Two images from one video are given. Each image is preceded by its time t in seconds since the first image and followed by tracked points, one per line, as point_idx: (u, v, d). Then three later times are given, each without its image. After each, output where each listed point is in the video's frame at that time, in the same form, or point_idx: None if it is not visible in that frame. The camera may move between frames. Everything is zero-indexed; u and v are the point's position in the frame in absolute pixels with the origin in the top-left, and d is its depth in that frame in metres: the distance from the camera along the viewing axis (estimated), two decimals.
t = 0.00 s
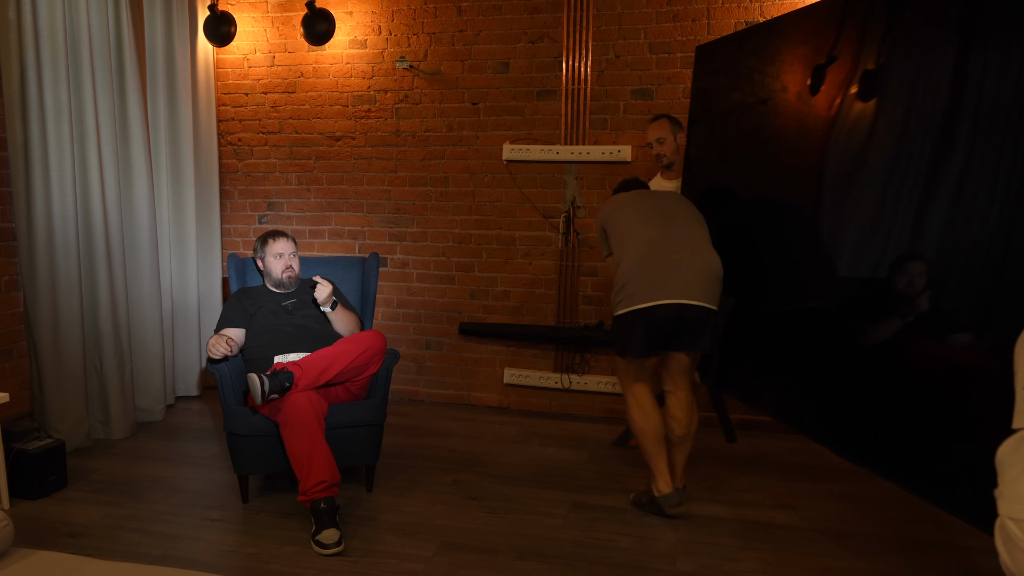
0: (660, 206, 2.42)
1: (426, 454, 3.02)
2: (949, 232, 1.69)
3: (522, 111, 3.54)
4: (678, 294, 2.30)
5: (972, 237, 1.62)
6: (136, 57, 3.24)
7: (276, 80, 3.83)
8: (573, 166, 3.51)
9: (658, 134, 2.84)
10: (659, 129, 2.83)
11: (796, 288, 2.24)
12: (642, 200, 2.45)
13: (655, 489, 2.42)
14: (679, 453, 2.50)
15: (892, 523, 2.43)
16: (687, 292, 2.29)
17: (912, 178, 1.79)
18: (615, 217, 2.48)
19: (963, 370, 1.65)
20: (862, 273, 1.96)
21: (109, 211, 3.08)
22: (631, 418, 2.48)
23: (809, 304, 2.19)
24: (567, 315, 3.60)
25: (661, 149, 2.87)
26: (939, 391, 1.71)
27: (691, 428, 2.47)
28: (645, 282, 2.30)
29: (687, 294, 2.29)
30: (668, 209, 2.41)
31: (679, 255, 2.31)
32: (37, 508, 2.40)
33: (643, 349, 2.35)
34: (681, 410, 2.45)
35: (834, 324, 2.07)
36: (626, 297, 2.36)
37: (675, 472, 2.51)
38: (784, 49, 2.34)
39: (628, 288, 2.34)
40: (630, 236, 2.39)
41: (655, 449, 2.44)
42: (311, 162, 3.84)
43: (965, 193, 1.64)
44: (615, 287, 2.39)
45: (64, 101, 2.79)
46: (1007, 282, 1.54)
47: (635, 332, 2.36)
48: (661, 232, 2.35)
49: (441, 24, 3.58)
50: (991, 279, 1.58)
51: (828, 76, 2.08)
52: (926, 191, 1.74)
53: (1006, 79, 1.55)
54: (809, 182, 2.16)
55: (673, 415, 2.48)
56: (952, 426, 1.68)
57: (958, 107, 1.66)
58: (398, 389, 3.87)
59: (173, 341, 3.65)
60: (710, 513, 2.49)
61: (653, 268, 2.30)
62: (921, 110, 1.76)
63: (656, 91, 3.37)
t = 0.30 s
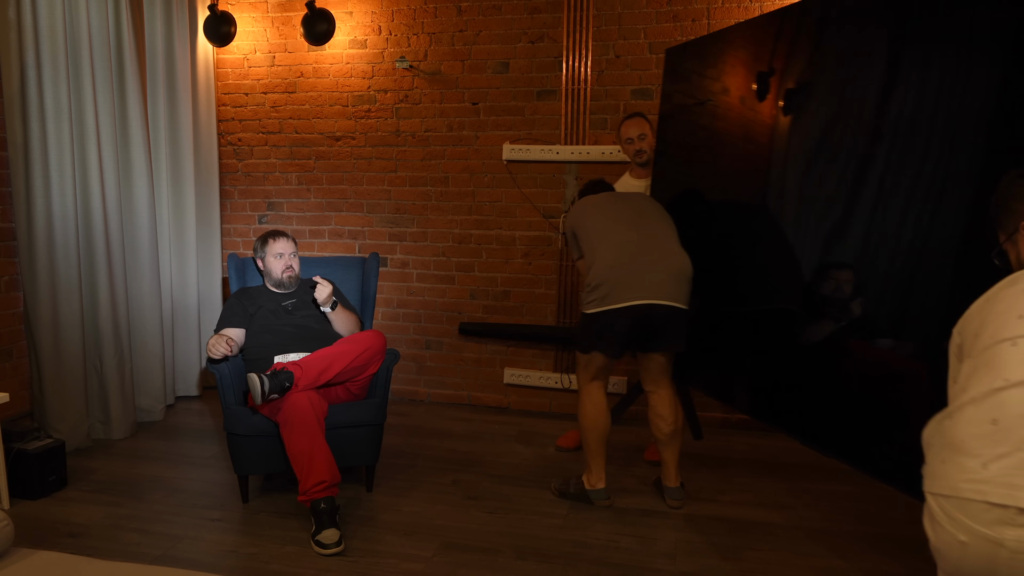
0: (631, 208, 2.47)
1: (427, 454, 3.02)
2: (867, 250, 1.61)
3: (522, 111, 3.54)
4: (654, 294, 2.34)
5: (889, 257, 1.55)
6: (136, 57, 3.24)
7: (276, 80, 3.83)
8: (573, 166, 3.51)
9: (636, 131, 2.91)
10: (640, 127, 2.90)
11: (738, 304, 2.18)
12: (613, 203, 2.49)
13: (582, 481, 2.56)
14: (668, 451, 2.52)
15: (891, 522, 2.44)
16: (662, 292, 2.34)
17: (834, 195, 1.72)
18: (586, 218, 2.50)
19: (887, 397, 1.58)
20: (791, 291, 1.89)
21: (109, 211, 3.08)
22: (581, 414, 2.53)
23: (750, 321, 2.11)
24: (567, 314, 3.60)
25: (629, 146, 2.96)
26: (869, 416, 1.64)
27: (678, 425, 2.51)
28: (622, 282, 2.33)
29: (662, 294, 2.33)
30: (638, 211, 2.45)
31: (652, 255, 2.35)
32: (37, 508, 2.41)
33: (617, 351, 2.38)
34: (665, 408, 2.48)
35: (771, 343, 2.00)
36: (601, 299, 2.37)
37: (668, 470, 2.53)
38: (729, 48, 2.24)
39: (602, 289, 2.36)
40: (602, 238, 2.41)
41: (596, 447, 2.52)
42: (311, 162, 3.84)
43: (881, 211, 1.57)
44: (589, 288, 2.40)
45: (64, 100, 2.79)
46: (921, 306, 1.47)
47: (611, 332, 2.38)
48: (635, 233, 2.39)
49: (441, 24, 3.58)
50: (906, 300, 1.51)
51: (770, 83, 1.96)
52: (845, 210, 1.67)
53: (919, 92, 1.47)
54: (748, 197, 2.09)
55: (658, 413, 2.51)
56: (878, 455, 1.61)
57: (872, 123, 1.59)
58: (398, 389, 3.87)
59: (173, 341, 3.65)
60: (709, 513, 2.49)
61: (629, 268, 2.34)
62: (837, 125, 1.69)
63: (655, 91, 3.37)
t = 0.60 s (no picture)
0: (597, 205, 2.52)
1: (427, 454, 3.02)
2: (801, 224, 1.91)
3: (522, 111, 3.54)
4: (617, 290, 2.40)
5: (815, 230, 1.86)
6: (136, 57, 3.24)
7: (276, 80, 3.83)
8: (573, 167, 3.50)
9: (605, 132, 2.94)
10: (609, 127, 2.93)
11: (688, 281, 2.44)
12: (579, 201, 2.54)
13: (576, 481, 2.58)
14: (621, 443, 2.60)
15: (891, 522, 2.43)
16: (624, 288, 2.40)
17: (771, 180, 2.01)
18: (554, 216, 2.55)
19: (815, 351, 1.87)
20: (745, 268, 2.13)
21: (109, 211, 3.08)
22: (567, 417, 2.55)
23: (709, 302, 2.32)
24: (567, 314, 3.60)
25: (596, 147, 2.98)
26: (823, 372, 1.84)
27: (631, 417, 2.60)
28: (585, 279, 2.39)
29: (624, 291, 2.39)
30: (604, 210, 2.51)
31: (615, 253, 2.41)
32: (37, 508, 2.40)
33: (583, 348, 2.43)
34: (621, 401, 2.57)
35: (728, 318, 2.22)
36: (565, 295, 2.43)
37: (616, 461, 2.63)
38: (667, 51, 2.62)
39: (567, 287, 2.42)
40: (567, 237, 2.47)
41: (586, 448, 2.52)
42: (311, 162, 3.84)
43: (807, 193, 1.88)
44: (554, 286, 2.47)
45: (64, 100, 2.79)
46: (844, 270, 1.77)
47: (577, 328, 2.43)
48: (599, 231, 2.45)
49: (441, 24, 3.58)
50: (837, 262, 1.79)
51: (710, 83, 2.29)
52: (780, 194, 1.98)
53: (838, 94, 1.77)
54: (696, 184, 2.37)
55: (612, 407, 2.60)
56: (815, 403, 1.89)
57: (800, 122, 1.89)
58: (398, 389, 3.87)
59: (173, 341, 3.65)
60: (709, 513, 2.49)
61: (593, 266, 2.40)
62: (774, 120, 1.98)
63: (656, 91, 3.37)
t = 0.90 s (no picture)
0: (582, 205, 2.59)
1: (427, 454, 3.02)
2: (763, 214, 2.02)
3: (522, 111, 3.54)
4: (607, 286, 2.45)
5: (769, 221, 2.00)
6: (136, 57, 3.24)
7: (276, 80, 3.83)
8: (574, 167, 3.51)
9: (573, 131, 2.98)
10: (575, 128, 2.98)
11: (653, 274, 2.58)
12: (564, 200, 2.61)
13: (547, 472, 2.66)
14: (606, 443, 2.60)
15: (890, 523, 2.44)
16: (614, 284, 2.45)
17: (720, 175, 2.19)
18: (538, 217, 2.61)
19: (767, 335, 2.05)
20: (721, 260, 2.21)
21: (109, 210, 3.08)
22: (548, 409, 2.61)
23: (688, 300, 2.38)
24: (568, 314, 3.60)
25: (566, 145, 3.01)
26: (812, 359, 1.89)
27: (618, 416, 2.60)
28: (575, 277, 2.45)
29: (613, 287, 2.44)
30: (589, 210, 2.58)
31: (602, 250, 2.47)
32: (37, 508, 2.40)
33: (569, 344, 2.51)
34: (606, 401, 2.57)
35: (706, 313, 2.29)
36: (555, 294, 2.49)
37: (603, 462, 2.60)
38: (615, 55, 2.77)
39: (556, 284, 2.48)
40: (555, 235, 2.53)
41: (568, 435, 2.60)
42: (311, 162, 3.84)
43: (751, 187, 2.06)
44: (543, 283, 2.53)
45: (64, 101, 2.79)
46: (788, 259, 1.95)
47: (566, 324, 2.50)
48: (585, 229, 2.51)
49: (441, 24, 3.58)
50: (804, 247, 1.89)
51: (661, 81, 2.43)
52: (745, 184, 2.08)
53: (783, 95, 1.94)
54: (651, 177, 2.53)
55: (599, 407, 2.59)
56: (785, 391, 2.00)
57: (751, 116, 2.04)
58: (399, 389, 3.87)
59: (173, 341, 3.65)
60: (708, 513, 2.49)
61: (581, 264, 2.45)
62: (731, 110, 2.12)
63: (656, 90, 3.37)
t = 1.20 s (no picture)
0: (550, 205, 2.61)
1: (427, 454, 3.02)
2: (728, 202, 2.15)
3: (522, 111, 3.54)
4: (577, 285, 2.48)
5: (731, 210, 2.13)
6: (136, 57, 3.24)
7: (276, 80, 3.83)
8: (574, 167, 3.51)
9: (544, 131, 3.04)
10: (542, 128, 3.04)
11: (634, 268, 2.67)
12: (531, 200, 2.62)
13: (525, 468, 2.66)
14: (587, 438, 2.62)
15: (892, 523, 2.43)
16: (583, 283, 2.48)
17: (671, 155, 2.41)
18: (506, 217, 2.61)
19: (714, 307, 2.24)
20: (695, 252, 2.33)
21: (109, 210, 3.08)
22: (516, 407, 2.64)
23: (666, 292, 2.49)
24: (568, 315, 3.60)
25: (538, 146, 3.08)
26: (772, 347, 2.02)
27: (596, 411, 2.62)
28: (544, 278, 2.47)
29: (583, 286, 2.48)
30: (555, 211, 2.59)
31: (571, 249, 2.50)
32: (37, 508, 2.40)
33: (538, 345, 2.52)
34: (584, 395, 2.60)
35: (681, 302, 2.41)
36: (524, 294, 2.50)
37: (588, 457, 2.63)
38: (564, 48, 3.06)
39: (527, 285, 2.49)
40: (523, 236, 2.54)
41: (530, 434, 2.65)
42: (311, 162, 3.84)
43: (699, 165, 2.27)
44: (512, 283, 2.53)
45: (64, 101, 2.79)
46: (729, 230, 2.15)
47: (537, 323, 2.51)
48: (554, 229, 2.53)
49: (441, 24, 3.58)
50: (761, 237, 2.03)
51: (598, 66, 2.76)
52: (714, 174, 2.21)
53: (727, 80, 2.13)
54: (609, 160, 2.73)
55: (578, 401, 2.61)
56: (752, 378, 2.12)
57: (716, 107, 2.18)
58: (398, 389, 3.87)
59: (173, 342, 3.65)
60: (708, 513, 2.49)
61: (550, 264, 2.47)
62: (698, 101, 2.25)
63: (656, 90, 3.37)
